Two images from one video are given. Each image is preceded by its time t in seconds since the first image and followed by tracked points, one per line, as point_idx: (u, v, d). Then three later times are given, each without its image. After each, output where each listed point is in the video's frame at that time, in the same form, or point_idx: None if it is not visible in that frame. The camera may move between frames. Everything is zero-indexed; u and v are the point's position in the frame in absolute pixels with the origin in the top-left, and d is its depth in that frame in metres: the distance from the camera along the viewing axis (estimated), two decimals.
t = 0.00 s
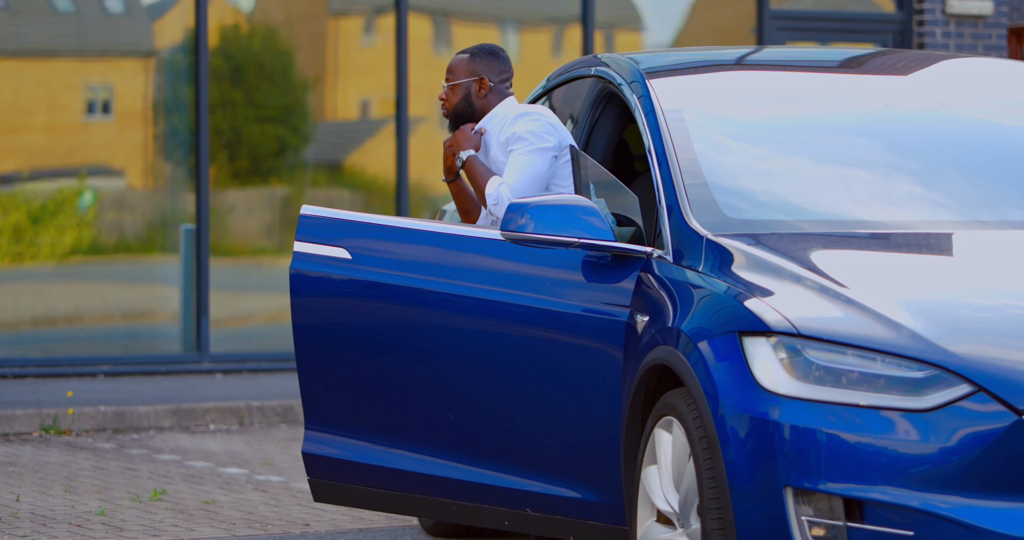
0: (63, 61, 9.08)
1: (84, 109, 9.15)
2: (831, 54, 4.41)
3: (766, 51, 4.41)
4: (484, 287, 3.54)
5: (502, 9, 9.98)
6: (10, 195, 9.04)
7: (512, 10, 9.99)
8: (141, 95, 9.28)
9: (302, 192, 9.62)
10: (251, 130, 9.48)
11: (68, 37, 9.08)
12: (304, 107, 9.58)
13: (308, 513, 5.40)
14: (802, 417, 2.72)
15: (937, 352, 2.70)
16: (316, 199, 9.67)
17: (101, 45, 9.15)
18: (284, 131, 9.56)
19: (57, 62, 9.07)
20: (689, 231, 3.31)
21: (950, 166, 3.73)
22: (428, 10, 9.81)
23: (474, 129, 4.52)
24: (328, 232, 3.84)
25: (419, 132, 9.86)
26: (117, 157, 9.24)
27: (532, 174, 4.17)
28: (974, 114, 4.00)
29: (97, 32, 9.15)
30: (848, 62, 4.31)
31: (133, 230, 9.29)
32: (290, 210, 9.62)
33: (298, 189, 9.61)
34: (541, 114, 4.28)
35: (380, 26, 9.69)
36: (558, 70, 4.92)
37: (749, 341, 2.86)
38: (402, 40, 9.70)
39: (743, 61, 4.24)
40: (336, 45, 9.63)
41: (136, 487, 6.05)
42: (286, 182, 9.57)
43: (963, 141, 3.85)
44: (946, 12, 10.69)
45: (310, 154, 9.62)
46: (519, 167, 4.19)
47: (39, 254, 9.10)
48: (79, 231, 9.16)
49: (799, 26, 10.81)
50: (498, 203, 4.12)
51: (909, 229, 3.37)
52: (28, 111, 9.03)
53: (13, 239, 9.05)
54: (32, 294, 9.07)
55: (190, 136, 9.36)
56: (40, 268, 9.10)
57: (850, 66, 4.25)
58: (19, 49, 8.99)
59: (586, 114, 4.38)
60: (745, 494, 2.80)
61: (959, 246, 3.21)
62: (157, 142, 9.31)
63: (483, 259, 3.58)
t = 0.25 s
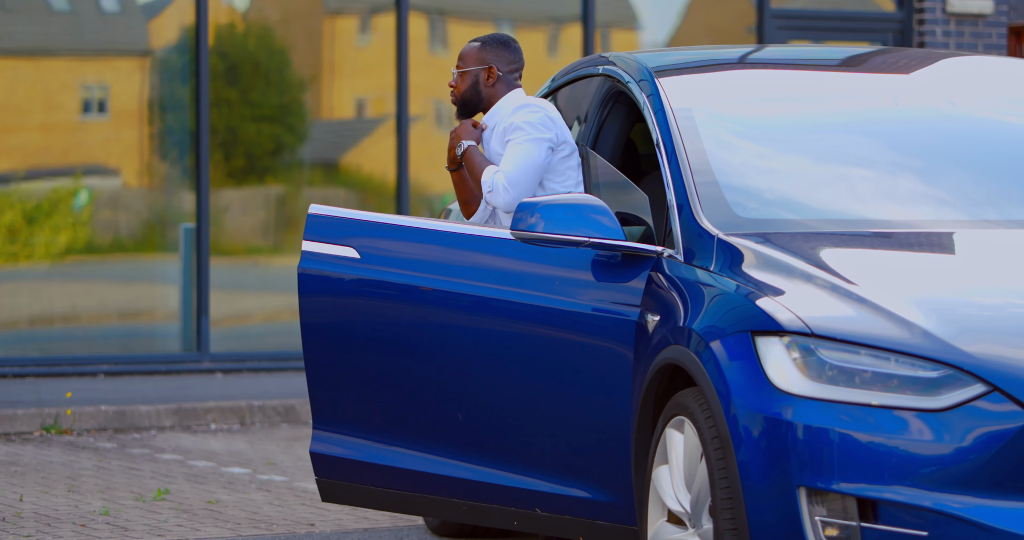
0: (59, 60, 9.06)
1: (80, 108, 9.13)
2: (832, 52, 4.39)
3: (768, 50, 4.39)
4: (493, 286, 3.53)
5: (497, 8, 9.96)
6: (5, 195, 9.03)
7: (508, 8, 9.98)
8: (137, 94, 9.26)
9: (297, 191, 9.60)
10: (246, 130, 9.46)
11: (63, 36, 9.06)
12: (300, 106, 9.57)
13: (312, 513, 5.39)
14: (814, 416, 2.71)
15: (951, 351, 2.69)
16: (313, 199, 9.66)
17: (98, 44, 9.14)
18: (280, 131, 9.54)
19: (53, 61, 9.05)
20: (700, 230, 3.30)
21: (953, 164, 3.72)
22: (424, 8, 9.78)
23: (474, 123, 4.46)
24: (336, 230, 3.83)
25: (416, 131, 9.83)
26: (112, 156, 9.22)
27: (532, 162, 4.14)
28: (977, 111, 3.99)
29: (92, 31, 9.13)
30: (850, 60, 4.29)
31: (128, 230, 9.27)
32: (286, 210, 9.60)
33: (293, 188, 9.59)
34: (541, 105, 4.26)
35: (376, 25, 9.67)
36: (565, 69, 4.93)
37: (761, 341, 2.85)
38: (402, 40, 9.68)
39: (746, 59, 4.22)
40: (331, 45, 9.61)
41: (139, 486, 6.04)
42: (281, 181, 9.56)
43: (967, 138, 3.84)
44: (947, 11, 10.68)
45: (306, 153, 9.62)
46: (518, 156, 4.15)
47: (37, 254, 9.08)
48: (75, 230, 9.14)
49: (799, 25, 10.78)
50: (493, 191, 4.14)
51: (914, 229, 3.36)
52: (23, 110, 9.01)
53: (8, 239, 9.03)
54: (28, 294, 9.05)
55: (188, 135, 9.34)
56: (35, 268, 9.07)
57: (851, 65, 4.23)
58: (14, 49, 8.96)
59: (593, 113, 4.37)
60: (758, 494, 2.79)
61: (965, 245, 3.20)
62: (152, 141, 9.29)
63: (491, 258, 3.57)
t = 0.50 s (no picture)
0: (51, 60, 9.03)
1: (72, 108, 9.10)
2: (829, 52, 4.37)
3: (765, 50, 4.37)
4: (496, 287, 3.52)
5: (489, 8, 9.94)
6: None
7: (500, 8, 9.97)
8: (129, 94, 9.22)
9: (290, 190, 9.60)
10: (239, 130, 9.43)
11: (55, 36, 9.03)
12: (291, 105, 9.55)
13: (312, 514, 5.37)
14: (822, 417, 2.70)
15: (959, 353, 2.68)
16: (305, 199, 9.66)
17: (91, 44, 9.11)
18: (273, 131, 9.53)
19: (45, 61, 9.02)
20: (705, 230, 3.29)
21: (953, 164, 3.71)
22: (417, 8, 9.76)
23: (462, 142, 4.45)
24: (338, 230, 3.81)
25: (410, 131, 9.81)
26: (105, 156, 9.19)
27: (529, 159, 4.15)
28: (975, 111, 3.98)
29: (85, 31, 9.10)
30: (847, 60, 4.26)
31: (120, 230, 9.24)
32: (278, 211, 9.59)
33: (286, 188, 9.58)
34: (538, 105, 4.29)
35: (368, 25, 9.66)
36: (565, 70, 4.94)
37: (768, 342, 2.84)
38: (399, 40, 9.66)
39: (744, 59, 4.20)
40: (323, 45, 9.58)
41: (138, 487, 6.02)
42: (273, 181, 9.55)
43: (966, 138, 3.83)
44: (943, 11, 10.67)
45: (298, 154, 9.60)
46: (517, 154, 4.16)
47: (31, 254, 9.05)
48: (66, 230, 9.10)
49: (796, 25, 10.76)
50: (494, 191, 4.14)
51: (912, 229, 3.36)
52: (15, 110, 8.98)
53: None
54: (21, 295, 9.02)
55: (181, 134, 9.31)
56: (27, 268, 9.04)
57: (848, 65, 4.20)
58: (6, 49, 8.93)
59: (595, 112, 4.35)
60: (765, 495, 2.78)
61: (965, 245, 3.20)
62: (144, 141, 9.26)
63: (495, 258, 3.56)
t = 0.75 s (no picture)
0: (39, 60, 8.99)
1: (59, 109, 9.06)
2: (822, 53, 4.36)
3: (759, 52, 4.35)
4: (496, 289, 3.50)
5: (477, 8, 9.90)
6: None
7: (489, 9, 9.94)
8: (117, 95, 9.17)
9: (278, 191, 9.54)
10: (227, 130, 9.39)
11: (42, 36, 8.98)
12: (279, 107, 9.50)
13: (308, 516, 5.35)
14: (826, 420, 2.69)
15: (963, 355, 2.67)
16: (293, 201, 9.60)
17: (80, 45, 9.06)
18: (262, 132, 9.48)
19: (33, 61, 8.98)
20: (707, 232, 3.28)
21: (947, 165, 3.70)
22: (405, 8, 9.72)
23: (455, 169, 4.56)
24: (337, 232, 3.79)
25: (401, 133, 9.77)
26: (93, 157, 9.14)
27: (527, 162, 4.14)
28: (967, 112, 3.96)
29: (73, 32, 9.05)
30: (841, 62, 4.25)
31: (108, 232, 9.17)
32: (265, 210, 9.53)
33: (274, 188, 9.53)
34: (528, 106, 4.27)
35: (356, 26, 9.62)
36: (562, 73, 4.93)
37: (772, 344, 2.83)
38: (392, 41, 9.65)
39: (739, 61, 4.18)
40: (312, 45, 9.52)
41: (132, 489, 5.99)
42: (262, 182, 9.49)
43: (960, 140, 3.82)
44: (935, 12, 10.66)
45: (286, 155, 9.54)
46: (513, 158, 4.15)
47: (21, 254, 9.00)
48: (53, 232, 9.05)
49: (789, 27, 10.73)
50: (494, 198, 4.14)
51: (908, 231, 3.35)
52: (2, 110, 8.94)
53: None
54: (10, 297, 8.97)
55: (171, 135, 9.26)
56: (13, 270, 8.99)
57: (841, 66, 4.19)
58: None
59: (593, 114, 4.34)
60: (769, 498, 2.77)
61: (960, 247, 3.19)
62: (132, 142, 9.20)
63: (495, 261, 3.54)
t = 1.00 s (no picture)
0: (28, 63, 8.95)
1: (47, 112, 9.03)
2: (816, 56, 4.34)
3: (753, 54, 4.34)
4: (498, 292, 3.49)
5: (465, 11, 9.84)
6: None
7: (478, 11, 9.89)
8: (105, 98, 9.12)
9: (265, 194, 9.49)
10: (215, 133, 9.33)
11: (29, 38, 8.94)
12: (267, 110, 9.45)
13: (306, 520, 5.33)
14: (832, 423, 2.68)
15: (970, 359, 2.67)
16: (282, 204, 9.56)
17: (69, 47, 9.03)
18: (250, 135, 9.43)
19: (21, 64, 8.95)
20: (709, 235, 3.27)
21: (942, 167, 3.69)
22: (394, 10, 9.68)
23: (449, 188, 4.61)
24: (338, 235, 3.78)
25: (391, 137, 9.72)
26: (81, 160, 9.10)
27: (521, 168, 4.17)
28: (962, 114, 3.95)
29: (61, 34, 9.01)
30: (834, 64, 4.24)
31: (96, 234, 9.15)
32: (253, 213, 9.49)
33: (261, 191, 9.48)
34: (518, 111, 4.29)
35: (344, 29, 9.57)
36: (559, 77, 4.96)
37: (777, 348, 2.82)
38: (384, 44, 9.60)
39: (733, 63, 4.17)
40: (299, 48, 9.48)
41: (128, 493, 5.96)
42: (250, 185, 9.44)
43: (954, 142, 3.81)
44: (928, 15, 10.64)
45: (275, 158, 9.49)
46: (507, 167, 4.18)
47: (12, 258, 8.99)
48: (41, 236, 9.02)
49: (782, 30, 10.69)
50: (495, 208, 4.18)
51: (901, 234, 3.34)
52: None
53: None
54: None
55: (161, 138, 9.21)
56: None
57: (835, 68, 4.18)
58: None
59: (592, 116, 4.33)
60: (775, 502, 2.76)
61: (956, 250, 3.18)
62: (120, 145, 9.17)
63: (496, 264, 3.53)
